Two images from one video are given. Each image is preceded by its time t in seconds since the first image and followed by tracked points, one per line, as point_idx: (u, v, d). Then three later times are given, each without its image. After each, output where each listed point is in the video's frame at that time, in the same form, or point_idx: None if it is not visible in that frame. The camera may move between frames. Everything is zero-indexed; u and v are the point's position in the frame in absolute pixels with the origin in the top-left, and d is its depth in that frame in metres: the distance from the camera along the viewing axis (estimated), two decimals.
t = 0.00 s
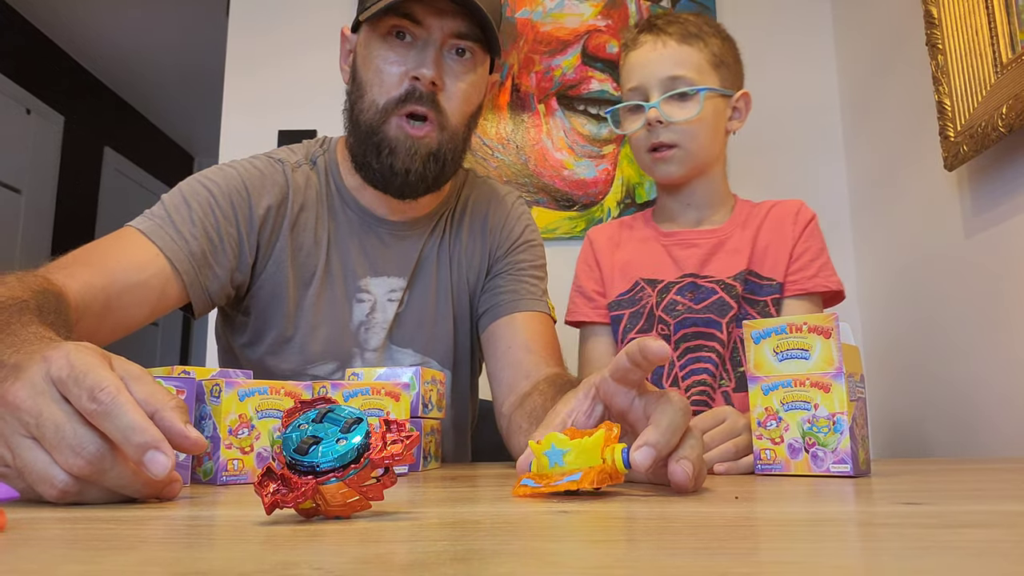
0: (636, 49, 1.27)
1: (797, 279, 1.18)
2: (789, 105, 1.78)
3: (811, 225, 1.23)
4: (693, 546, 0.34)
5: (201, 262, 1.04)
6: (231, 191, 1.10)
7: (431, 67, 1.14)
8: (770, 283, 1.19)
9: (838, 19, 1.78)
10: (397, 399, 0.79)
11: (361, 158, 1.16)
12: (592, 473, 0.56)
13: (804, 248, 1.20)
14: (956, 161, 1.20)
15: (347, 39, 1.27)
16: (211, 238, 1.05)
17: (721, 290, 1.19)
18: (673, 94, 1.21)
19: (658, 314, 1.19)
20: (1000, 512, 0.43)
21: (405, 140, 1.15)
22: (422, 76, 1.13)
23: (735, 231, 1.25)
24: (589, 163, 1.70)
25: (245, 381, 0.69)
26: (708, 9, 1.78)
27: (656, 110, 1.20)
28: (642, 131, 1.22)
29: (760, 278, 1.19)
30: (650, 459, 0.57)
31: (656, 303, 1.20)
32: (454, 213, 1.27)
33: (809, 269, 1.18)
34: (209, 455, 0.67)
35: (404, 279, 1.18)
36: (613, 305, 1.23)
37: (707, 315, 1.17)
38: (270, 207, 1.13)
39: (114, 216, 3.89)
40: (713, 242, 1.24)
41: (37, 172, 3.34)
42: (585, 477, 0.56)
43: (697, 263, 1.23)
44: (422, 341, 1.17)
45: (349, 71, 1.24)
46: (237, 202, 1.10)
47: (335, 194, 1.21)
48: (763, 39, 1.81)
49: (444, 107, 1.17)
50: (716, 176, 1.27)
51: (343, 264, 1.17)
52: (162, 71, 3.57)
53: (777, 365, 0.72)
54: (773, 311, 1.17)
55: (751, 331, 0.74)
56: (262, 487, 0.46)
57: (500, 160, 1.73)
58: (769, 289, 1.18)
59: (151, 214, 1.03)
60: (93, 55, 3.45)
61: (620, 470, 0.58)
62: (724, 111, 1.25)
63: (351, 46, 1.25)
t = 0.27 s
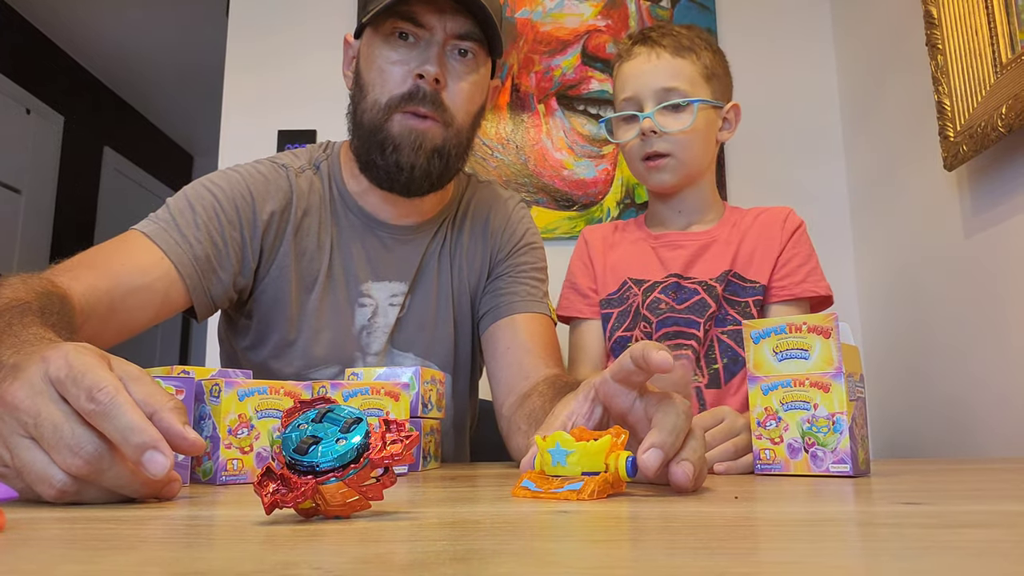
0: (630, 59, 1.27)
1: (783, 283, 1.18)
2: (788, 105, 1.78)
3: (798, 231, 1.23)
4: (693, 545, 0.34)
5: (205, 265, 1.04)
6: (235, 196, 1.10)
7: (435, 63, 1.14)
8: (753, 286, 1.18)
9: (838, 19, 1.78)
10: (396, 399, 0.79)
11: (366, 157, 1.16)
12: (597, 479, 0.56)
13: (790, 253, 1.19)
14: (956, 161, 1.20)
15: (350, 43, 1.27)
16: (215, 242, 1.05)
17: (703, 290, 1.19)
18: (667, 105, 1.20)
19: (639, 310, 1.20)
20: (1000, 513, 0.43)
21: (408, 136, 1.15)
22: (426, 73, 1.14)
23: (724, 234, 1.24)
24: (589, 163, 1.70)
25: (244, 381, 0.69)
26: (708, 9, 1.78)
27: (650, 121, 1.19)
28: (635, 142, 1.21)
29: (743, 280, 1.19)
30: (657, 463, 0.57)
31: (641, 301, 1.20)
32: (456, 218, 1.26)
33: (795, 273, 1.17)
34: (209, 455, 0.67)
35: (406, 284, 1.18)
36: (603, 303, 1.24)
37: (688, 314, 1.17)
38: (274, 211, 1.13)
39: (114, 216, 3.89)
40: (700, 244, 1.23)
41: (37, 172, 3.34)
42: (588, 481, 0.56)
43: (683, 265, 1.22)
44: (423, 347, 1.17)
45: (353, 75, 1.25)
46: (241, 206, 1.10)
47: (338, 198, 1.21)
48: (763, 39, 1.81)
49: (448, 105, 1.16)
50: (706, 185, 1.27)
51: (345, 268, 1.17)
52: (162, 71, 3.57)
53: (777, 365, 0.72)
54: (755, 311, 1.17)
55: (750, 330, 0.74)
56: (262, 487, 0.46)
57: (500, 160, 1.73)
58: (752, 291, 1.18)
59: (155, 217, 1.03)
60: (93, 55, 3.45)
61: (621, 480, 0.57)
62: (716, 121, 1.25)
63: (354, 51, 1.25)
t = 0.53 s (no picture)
0: (639, 50, 1.25)
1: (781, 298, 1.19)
2: (789, 105, 1.78)
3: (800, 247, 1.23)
4: (693, 545, 0.34)
5: (208, 267, 1.04)
6: (236, 199, 1.10)
7: (438, 71, 1.15)
8: (754, 300, 1.18)
9: (838, 18, 1.78)
10: (397, 399, 0.79)
11: (368, 160, 1.16)
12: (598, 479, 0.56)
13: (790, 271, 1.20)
14: (956, 161, 1.20)
15: (352, 49, 1.28)
16: (217, 244, 1.06)
17: (700, 299, 1.17)
18: (677, 98, 1.18)
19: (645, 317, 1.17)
20: (1001, 513, 0.43)
21: (412, 141, 1.16)
22: (429, 80, 1.14)
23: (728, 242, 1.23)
24: (589, 163, 1.70)
25: (244, 381, 0.69)
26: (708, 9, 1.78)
27: (657, 114, 1.17)
28: (642, 134, 1.20)
29: (744, 293, 1.19)
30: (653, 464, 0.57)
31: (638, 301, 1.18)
32: (455, 220, 1.27)
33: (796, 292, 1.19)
34: (209, 455, 0.67)
35: (406, 287, 1.18)
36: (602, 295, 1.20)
37: (684, 323, 1.15)
38: (275, 214, 1.13)
39: (114, 216, 3.89)
40: (704, 248, 1.21)
41: (37, 172, 3.34)
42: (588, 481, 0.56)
43: (684, 269, 1.20)
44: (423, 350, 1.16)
45: (354, 80, 1.25)
46: (243, 208, 1.10)
47: (339, 201, 1.21)
48: (763, 39, 1.81)
49: (452, 110, 1.18)
50: (713, 184, 1.26)
51: (346, 271, 1.17)
52: (162, 72, 3.57)
53: (777, 365, 0.72)
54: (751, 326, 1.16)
55: (751, 330, 0.74)
56: (262, 487, 0.46)
57: (500, 160, 1.73)
58: (752, 305, 1.18)
59: (157, 220, 1.03)
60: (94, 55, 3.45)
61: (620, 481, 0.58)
62: (724, 116, 1.23)
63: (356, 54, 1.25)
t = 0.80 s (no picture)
0: (651, 12, 1.05)
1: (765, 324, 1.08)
2: (788, 104, 1.78)
3: (799, 265, 1.10)
4: (695, 546, 0.34)
5: (210, 260, 1.05)
6: (239, 193, 1.12)
7: (438, 69, 1.14)
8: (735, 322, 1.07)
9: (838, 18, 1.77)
10: (397, 398, 0.79)
11: (369, 159, 1.17)
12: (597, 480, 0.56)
13: (782, 292, 1.08)
14: (956, 160, 1.20)
15: (353, 46, 1.27)
16: (219, 237, 1.07)
17: (693, 326, 1.05)
18: (687, 72, 1.00)
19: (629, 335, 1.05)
20: (1001, 513, 0.43)
21: (413, 142, 1.17)
22: (430, 78, 1.14)
23: (724, 256, 1.09)
24: (589, 162, 1.70)
25: (244, 380, 0.69)
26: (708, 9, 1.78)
27: (665, 89, 0.99)
28: (645, 113, 1.01)
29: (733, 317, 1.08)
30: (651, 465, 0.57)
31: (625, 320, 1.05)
32: (455, 220, 1.25)
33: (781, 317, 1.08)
34: (209, 455, 0.67)
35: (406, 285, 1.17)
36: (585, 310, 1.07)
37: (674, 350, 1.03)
38: (278, 209, 1.14)
39: (114, 216, 3.89)
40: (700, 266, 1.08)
41: (36, 172, 3.34)
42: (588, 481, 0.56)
43: (675, 290, 1.07)
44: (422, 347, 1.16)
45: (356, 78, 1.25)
46: (246, 203, 1.12)
47: (342, 199, 1.21)
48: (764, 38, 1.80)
49: (453, 108, 1.17)
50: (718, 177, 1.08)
51: (347, 268, 1.17)
52: (162, 71, 3.57)
53: (800, 364, 0.72)
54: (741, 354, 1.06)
55: (771, 327, 0.72)
56: (262, 488, 0.46)
57: (500, 160, 1.72)
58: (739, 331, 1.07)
59: (161, 213, 1.05)
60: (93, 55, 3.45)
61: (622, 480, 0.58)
62: (743, 98, 1.05)
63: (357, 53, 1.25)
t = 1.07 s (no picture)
0: (660, 23, 0.81)
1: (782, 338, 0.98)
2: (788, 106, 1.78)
3: (791, 255, 1.00)
4: (693, 550, 0.34)
5: (220, 253, 1.06)
6: (251, 190, 1.13)
7: (424, 65, 1.16)
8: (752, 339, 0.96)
9: (837, 20, 1.78)
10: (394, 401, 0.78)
11: (367, 159, 1.19)
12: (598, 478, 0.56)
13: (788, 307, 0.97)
14: (955, 163, 1.20)
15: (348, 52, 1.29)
16: (230, 230, 1.08)
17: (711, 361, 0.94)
18: (701, 126, 0.76)
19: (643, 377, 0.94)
20: (1000, 517, 0.43)
21: (406, 138, 1.18)
22: (414, 74, 1.15)
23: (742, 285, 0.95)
24: (588, 164, 1.70)
25: (243, 383, 0.70)
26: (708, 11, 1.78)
27: (669, 143, 0.77)
28: (642, 164, 0.80)
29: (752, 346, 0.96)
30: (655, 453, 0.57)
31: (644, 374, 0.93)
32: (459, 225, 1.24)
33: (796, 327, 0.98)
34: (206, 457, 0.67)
35: (406, 287, 1.17)
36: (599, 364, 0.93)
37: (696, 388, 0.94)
38: (287, 207, 1.15)
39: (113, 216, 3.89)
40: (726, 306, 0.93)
41: (34, 172, 3.32)
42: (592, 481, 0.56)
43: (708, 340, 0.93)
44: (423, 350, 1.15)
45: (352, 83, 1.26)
46: (255, 200, 1.13)
47: (348, 200, 1.22)
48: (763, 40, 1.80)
49: (442, 102, 1.19)
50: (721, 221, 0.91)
51: (350, 267, 1.17)
52: (161, 72, 3.56)
53: (800, 367, 0.71)
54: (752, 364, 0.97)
55: (771, 330, 0.73)
56: (260, 491, 0.46)
57: (498, 162, 1.72)
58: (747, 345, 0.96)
59: (175, 205, 1.07)
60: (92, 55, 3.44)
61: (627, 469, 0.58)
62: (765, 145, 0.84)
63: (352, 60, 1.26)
